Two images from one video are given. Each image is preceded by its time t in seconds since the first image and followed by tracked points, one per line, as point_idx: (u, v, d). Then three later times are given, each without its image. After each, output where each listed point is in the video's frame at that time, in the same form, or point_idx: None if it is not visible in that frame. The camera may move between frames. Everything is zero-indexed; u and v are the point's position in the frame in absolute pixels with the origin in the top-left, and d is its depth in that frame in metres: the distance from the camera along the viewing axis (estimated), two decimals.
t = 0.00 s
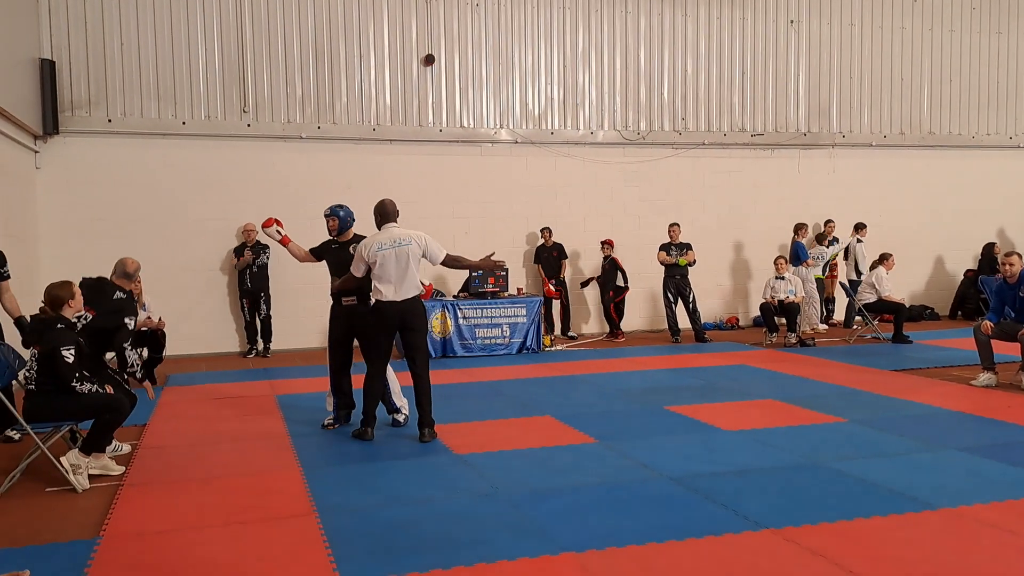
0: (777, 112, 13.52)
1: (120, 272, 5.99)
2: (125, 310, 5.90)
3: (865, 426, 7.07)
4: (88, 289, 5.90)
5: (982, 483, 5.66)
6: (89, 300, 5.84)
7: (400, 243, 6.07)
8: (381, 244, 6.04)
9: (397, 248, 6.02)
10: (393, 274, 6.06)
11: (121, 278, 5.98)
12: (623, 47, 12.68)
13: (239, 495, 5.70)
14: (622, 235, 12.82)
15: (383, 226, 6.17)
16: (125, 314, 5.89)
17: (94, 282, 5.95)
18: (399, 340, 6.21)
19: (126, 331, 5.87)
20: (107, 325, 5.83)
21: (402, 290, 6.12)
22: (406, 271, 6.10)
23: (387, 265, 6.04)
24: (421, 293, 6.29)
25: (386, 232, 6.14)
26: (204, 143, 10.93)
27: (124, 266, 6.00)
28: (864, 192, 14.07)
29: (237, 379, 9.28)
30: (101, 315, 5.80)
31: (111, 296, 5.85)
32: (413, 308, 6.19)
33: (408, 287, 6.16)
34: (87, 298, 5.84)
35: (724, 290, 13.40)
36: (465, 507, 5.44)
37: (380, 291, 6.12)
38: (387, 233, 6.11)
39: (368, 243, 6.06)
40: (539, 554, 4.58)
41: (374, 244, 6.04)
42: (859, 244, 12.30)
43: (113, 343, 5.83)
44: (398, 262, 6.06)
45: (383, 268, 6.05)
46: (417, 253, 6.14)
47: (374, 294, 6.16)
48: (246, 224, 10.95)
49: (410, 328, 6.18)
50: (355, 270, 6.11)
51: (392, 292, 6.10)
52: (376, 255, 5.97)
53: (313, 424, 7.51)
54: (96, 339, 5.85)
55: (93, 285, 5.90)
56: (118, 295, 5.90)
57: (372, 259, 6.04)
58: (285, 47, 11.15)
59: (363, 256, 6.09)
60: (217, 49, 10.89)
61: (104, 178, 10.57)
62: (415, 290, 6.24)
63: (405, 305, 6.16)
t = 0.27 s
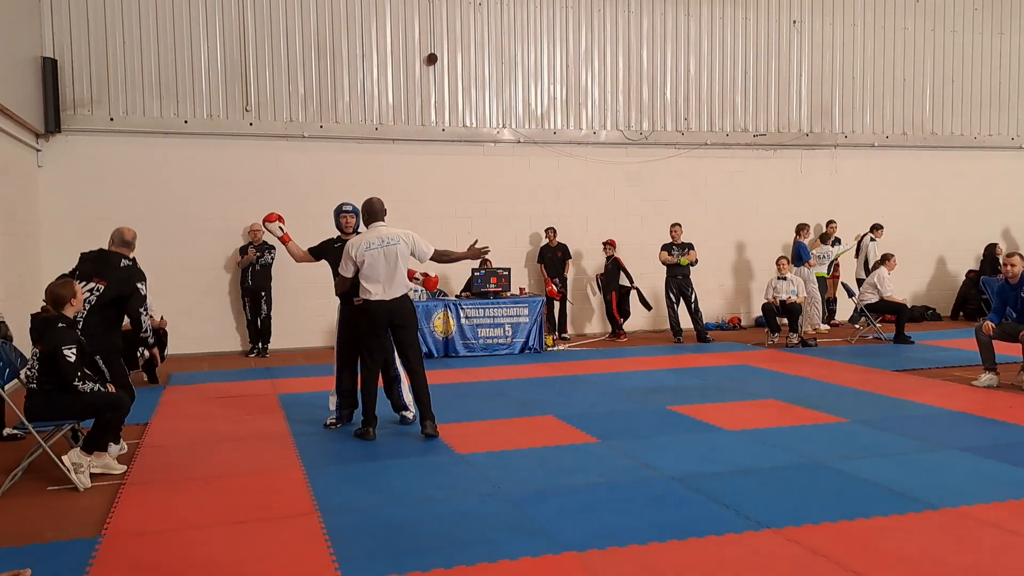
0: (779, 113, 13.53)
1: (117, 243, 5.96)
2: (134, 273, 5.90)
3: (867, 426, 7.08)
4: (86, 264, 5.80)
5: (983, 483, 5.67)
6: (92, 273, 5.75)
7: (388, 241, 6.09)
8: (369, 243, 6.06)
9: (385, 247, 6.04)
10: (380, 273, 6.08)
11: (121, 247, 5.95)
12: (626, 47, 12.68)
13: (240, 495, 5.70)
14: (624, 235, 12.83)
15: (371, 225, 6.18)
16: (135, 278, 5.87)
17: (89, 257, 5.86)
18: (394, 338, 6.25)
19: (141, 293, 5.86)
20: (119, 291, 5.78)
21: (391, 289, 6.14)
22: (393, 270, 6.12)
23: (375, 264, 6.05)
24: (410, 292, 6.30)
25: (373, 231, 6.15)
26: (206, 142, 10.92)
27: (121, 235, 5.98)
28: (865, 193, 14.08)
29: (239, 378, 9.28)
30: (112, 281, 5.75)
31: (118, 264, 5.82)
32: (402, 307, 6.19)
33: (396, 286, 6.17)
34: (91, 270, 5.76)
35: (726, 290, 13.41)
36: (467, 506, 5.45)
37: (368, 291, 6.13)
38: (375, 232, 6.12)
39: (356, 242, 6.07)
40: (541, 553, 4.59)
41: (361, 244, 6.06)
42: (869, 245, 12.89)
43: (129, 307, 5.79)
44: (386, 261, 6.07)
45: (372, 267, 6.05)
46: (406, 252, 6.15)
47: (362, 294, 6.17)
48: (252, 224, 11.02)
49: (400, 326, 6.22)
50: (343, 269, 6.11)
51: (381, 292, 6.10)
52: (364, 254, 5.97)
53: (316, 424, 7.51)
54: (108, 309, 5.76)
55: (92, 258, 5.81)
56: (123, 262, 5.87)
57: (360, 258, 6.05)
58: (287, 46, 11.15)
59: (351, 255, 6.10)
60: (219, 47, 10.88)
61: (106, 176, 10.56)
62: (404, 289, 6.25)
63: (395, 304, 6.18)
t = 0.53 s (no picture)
0: (781, 114, 13.53)
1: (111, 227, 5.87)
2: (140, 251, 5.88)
3: (869, 427, 7.09)
4: (91, 253, 5.74)
5: (984, 485, 5.67)
6: (102, 259, 5.71)
7: (382, 241, 6.11)
8: (363, 243, 6.10)
9: (378, 245, 6.06)
10: (375, 272, 6.08)
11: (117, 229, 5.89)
12: (629, 48, 12.69)
13: (241, 494, 5.71)
14: (626, 236, 12.83)
15: (367, 226, 6.22)
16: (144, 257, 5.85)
17: (90, 246, 5.78)
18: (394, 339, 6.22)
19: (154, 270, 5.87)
20: (132, 271, 5.77)
21: (387, 288, 6.13)
22: (388, 269, 6.12)
23: (370, 264, 6.07)
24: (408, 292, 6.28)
25: (368, 231, 6.18)
26: (208, 141, 10.92)
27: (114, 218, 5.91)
28: (867, 194, 14.08)
29: (241, 378, 9.28)
30: (125, 262, 5.73)
31: (123, 246, 5.80)
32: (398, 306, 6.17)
33: (392, 285, 6.15)
34: (99, 256, 5.72)
35: (727, 291, 13.41)
36: (469, 506, 5.45)
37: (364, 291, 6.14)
38: (370, 232, 6.15)
39: (350, 243, 6.12)
40: (543, 553, 4.59)
41: (355, 244, 6.11)
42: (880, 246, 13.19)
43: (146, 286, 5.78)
44: (380, 260, 6.08)
45: (366, 266, 6.07)
46: (401, 251, 6.15)
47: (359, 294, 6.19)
48: (258, 224, 11.05)
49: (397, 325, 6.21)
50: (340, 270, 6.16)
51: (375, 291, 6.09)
52: (356, 253, 6.02)
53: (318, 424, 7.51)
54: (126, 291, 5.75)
55: (96, 246, 5.75)
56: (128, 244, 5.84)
57: (354, 257, 6.10)
58: (290, 45, 11.14)
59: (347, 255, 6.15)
60: (222, 47, 10.87)
61: (108, 176, 10.56)
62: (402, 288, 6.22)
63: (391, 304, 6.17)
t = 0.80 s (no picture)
0: (783, 114, 13.53)
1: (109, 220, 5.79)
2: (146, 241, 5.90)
3: (869, 428, 7.10)
4: (101, 247, 5.68)
5: (984, 485, 5.68)
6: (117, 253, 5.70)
7: (378, 239, 6.08)
8: (359, 241, 6.10)
9: (373, 245, 6.04)
10: (371, 271, 6.09)
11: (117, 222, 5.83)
12: (630, 47, 12.68)
13: (242, 493, 5.71)
14: (627, 235, 12.83)
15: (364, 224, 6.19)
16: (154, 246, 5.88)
17: (97, 240, 5.70)
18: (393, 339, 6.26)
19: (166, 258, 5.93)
20: (146, 262, 5.81)
21: (383, 286, 6.13)
22: (384, 267, 6.10)
23: (365, 263, 6.08)
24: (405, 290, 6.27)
25: (364, 229, 6.17)
26: (209, 139, 10.91)
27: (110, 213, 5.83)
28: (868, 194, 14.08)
29: (242, 377, 9.28)
30: (140, 253, 5.74)
31: (132, 238, 5.78)
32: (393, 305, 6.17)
33: (388, 283, 6.15)
34: (112, 249, 5.68)
35: (728, 291, 13.42)
36: (471, 505, 5.46)
37: (362, 290, 6.16)
38: (366, 231, 6.14)
39: (348, 242, 6.14)
40: (543, 553, 4.60)
41: (352, 243, 6.12)
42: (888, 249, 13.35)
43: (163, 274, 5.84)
44: (375, 258, 6.07)
45: (362, 265, 6.08)
46: (396, 250, 6.12)
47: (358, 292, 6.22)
48: (261, 222, 11.07)
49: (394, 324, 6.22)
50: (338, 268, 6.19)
51: (372, 290, 6.11)
52: (351, 252, 6.04)
53: (319, 423, 7.51)
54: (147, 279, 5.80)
55: (106, 240, 5.69)
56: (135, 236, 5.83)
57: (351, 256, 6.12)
58: (291, 44, 11.13)
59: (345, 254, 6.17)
60: (223, 46, 10.86)
61: (109, 174, 10.55)
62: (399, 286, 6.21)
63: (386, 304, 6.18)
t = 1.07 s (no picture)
0: (783, 114, 13.54)
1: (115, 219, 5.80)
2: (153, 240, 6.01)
3: (869, 428, 7.11)
4: (124, 243, 5.69)
5: (983, 486, 5.69)
6: (141, 248, 5.76)
7: (375, 239, 6.14)
8: (356, 239, 6.12)
9: (371, 243, 6.08)
10: (366, 269, 6.08)
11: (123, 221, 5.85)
12: (631, 47, 12.68)
13: (242, 492, 5.71)
14: (627, 235, 12.83)
15: (360, 223, 6.23)
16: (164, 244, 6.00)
17: (117, 236, 5.70)
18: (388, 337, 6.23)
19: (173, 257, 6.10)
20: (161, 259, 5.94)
21: (377, 285, 6.14)
22: (379, 267, 6.13)
23: (361, 260, 6.08)
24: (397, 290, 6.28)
25: (360, 229, 6.21)
26: (209, 138, 10.90)
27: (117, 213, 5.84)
28: (867, 194, 14.09)
29: (242, 376, 9.28)
30: (159, 250, 5.87)
31: (148, 235, 5.87)
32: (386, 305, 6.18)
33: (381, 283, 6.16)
34: (134, 245, 5.73)
35: (728, 291, 13.43)
36: (471, 505, 5.46)
37: (352, 288, 6.12)
38: (362, 230, 6.18)
39: (343, 239, 6.13)
40: (542, 552, 4.60)
41: (347, 240, 6.13)
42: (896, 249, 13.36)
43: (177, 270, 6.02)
44: (371, 257, 6.09)
45: (357, 262, 6.06)
46: (392, 250, 6.20)
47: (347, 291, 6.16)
48: (263, 220, 11.07)
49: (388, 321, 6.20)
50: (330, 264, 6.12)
51: (365, 288, 6.07)
52: (349, 248, 6.03)
53: (319, 422, 7.51)
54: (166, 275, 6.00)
55: (127, 236, 5.71)
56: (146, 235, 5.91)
57: (346, 253, 6.11)
58: (292, 43, 11.12)
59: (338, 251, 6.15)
60: (224, 44, 10.85)
61: (108, 172, 10.54)
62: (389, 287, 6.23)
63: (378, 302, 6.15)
